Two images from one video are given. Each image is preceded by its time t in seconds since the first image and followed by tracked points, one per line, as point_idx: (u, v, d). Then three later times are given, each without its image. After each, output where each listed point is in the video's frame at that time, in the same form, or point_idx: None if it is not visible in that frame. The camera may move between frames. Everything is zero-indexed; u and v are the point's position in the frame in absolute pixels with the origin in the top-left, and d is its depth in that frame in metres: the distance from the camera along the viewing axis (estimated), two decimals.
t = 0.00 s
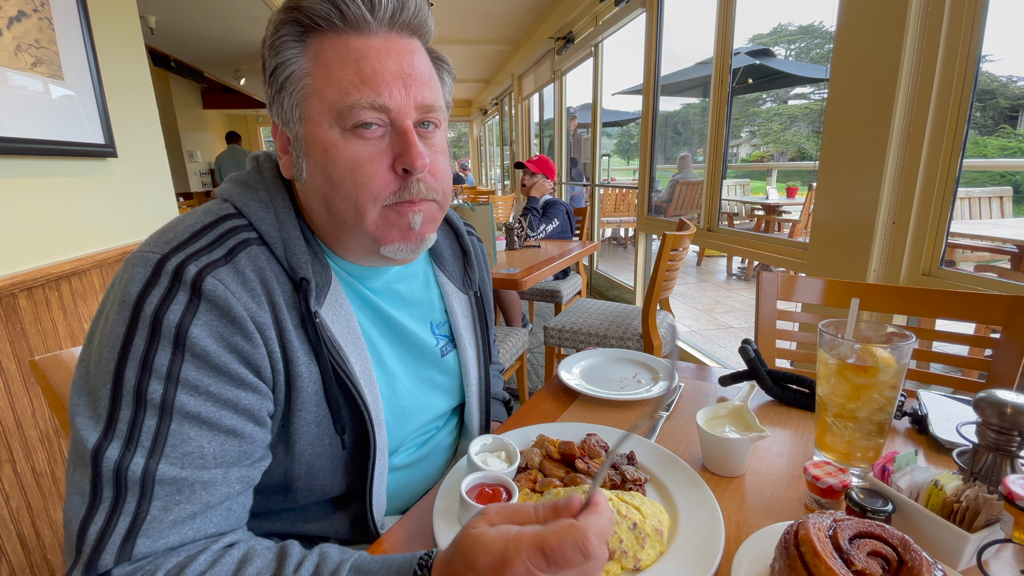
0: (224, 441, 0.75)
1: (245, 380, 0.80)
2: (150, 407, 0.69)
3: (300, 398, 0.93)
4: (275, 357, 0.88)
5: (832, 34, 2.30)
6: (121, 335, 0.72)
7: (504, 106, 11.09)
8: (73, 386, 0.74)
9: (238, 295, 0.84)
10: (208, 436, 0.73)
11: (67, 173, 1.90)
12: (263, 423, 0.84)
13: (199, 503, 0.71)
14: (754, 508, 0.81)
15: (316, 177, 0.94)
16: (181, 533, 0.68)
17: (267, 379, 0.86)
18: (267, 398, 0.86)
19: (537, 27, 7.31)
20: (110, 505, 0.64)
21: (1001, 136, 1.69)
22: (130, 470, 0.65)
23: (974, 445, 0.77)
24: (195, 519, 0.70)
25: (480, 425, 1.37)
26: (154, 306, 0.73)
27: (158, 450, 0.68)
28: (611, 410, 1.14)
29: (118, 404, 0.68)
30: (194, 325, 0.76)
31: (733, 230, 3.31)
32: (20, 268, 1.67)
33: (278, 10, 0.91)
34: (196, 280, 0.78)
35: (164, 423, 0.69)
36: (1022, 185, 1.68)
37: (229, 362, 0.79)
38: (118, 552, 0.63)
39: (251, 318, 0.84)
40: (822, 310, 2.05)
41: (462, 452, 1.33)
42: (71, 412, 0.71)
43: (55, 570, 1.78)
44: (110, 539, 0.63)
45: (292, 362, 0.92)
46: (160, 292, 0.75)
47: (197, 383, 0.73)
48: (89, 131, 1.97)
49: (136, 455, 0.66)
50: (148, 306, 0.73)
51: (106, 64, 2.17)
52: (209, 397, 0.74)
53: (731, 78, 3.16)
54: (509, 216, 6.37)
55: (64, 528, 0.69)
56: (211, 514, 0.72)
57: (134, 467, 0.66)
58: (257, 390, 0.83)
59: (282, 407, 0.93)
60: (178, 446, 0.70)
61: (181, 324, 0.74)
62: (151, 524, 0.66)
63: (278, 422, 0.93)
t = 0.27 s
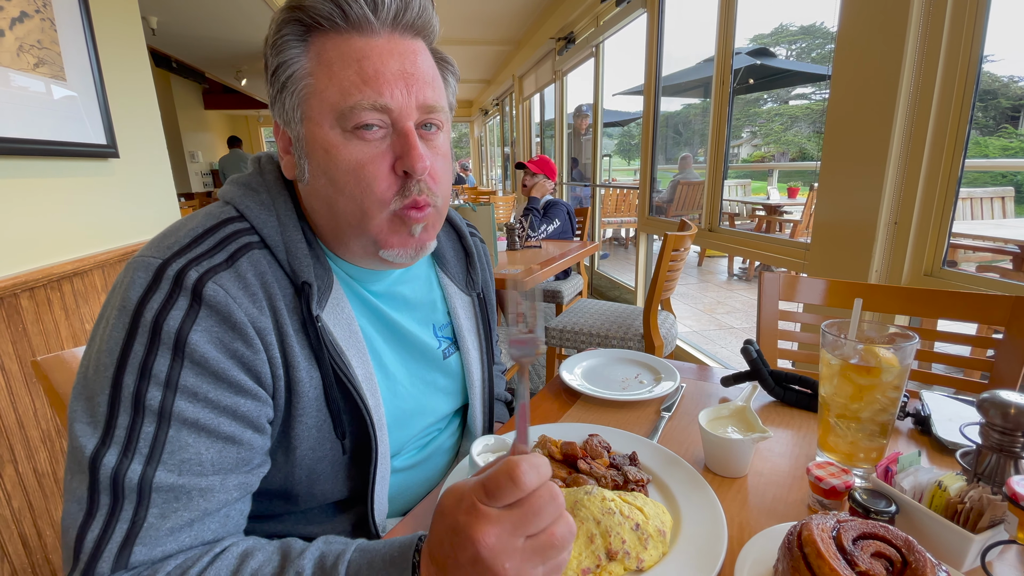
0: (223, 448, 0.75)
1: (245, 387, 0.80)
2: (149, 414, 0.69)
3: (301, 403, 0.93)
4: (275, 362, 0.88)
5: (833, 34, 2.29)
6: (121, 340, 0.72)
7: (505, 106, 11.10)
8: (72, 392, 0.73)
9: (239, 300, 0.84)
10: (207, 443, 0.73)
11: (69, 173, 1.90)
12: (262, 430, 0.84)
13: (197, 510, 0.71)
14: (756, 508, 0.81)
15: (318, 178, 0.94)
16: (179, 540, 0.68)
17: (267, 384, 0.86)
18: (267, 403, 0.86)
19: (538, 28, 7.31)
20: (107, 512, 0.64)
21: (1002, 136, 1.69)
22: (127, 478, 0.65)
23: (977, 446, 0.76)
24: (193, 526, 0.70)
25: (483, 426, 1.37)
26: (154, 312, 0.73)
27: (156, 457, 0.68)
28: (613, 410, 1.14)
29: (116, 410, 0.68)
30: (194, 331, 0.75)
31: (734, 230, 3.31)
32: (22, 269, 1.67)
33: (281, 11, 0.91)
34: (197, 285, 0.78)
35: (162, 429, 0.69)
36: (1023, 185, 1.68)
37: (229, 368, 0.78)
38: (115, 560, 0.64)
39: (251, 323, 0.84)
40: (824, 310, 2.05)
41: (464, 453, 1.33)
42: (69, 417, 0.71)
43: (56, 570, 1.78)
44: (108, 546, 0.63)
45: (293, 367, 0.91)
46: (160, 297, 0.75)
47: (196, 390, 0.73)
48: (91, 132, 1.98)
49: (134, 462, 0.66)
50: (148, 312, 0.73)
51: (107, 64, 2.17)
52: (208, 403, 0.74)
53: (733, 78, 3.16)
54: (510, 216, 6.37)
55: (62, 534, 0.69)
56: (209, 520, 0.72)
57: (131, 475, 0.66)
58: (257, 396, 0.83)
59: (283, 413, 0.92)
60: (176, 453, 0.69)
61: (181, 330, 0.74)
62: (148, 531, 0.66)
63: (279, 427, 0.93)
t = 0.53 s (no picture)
0: (224, 448, 0.75)
1: (245, 388, 0.80)
2: (151, 414, 0.69)
3: (302, 404, 0.93)
4: (277, 362, 0.88)
5: (834, 35, 2.30)
6: (123, 341, 0.72)
7: (506, 106, 11.11)
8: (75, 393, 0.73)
9: (241, 301, 0.84)
10: (208, 443, 0.73)
11: (70, 174, 1.90)
12: (263, 431, 0.84)
13: (197, 511, 0.71)
14: (757, 509, 0.81)
15: (311, 169, 0.94)
16: (179, 540, 0.68)
17: (268, 385, 0.86)
18: (269, 404, 0.86)
19: (539, 28, 7.32)
20: (108, 512, 0.64)
21: (1003, 136, 1.69)
22: (128, 477, 0.65)
23: (978, 446, 0.76)
24: (194, 526, 0.70)
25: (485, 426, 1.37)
26: (157, 312, 0.74)
27: (157, 457, 0.68)
28: (614, 410, 1.14)
29: (118, 410, 0.69)
30: (196, 332, 0.76)
31: (735, 231, 3.31)
32: (24, 269, 1.68)
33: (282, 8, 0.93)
34: (200, 286, 0.78)
35: (163, 430, 0.69)
36: None
37: (230, 369, 0.79)
38: (114, 560, 0.64)
39: (253, 325, 0.85)
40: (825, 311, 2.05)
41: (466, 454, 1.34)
42: (71, 417, 0.71)
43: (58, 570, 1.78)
44: (107, 546, 0.63)
45: (294, 369, 0.92)
46: (163, 298, 0.75)
47: (197, 390, 0.73)
48: (92, 132, 1.98)
49: (135, 462, 0.66)
50: (151, 312, 0.73)
51: (109, 64, 2.17)
52: (210, 404, 0.74)
53: (734, 79, 3.16)
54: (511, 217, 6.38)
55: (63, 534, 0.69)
56: (209, 520, 0.72)
57: (132, 474, 0.66)
58: (258, 397, 0.83)
59: (284, 414, 0.92)
60: (177, 453, 0.70)
61: (183, 330, 0.74)
62: (148, 532, 0.66)
63: (280, 428, 0.93)
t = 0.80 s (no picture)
0: (225, 448, 0.75)
1: (247, 389, 0.80)
2: (152, 414, 0.69)
3: (303, 406, 0.93)
4: (278, 364, 0.88)
5: (835, 35, 2.30)
6: (124, 340, 0.73)
7: (506, 107, 11.12)
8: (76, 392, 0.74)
9: (242, 302, 0.84)
10: (209, 443, 0.73)
11: (71, 174, 1.90)
12: (264, 432, 0.84)
13: (197, 511, 0.71)
14: (757, 509, 0.81)
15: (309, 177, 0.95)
16: (179, 540, 0.68)
17: (269, 386, 0.86)
18: (269, 406, 0.86)
19: (539, 29, 7.32)
20: (108, 512, 0.64)
21: (1004, 137, 1.69)
22: (129, 477, 0.65)
23: (978, 447, 0.76)
24: (193, 526, 0.70)
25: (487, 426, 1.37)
26: (159, 311, 0.74)
27: (158, 457, 0.68)
28: (614, 411, 1.14)
29: (119, 409, 0.69)
30: (197, 332, 0.76)
31: (735, 232, 3.31)
32: (25, 268, 1.68)
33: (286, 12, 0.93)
34: (201, 287, 0.78)
35: (164, 430, 0.69)
36: None
37: (231, 369, 0.79)
38: (113, 561, 0.64)
39: (254, 326, 0.85)
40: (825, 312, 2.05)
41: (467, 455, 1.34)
42: (71, 417, 0.71)
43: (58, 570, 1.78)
44: (107, 547, 0.63)
45: (295, 370, 0.92)
46: (164, 298, 0.75)
47: (198, 390, 0.73)
48: (93, 132, 1.98)
49: (136, 461, 0.67)
50: (152, 312, 0.74)
51: (110, 64, 2.18)
52: (211, 404, 0.75)
53: (734, 80, 3.17)
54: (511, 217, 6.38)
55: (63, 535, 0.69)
56: (209, 521, 0.72)
57: (133, 474, 0.66)
58: (259, 398, 0.83)
59: (285, 416, 0.92)
60: (178, 453, 0.70)
61: (184, 330, 0.74)
62: (148, 531, 0.66)
63: (281, 430, 0.93)
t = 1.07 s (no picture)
0: (225, 448, 0.75)
1: (247, 388, 0.80)
2: (153, 413, 0.69)
3: (304, 405, 0.93)
4: (279, 363, 0.88)
5: (835, 36, 2.30)
6: (126, 339, 0.73)
7: (507, 107, 11.12)
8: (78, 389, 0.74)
9: (244, 301, 0.84)
10: (209, 443, 0.73)
11: (71, 174, 1.90)
12: (264, 432, 0.84)
13: (196, 511, 0.71)
14: (757, 510, 0.81)
15: (310, 174, 0.95)
16: (177, 540, 0.68)
17: (270, 385, 0.86)
18: (270, 405, 0.86)
19: (539, 30, 7.32)
20: (107, 511, 0.64)
21: (1004, 138, 1.69)
22: (129, 476, 0.65)
23: (978, 448, 0.77)
24: (192, 527, 0.70)
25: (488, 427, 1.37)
26: (160, 310, 0.74)
27: (158, 456, 0.68)
28: (614, 411, 1.15)
29: (120, 408, 0.69)
30: (199, 331, 0.76)
31: (735, 232, 3.31)
32: (25, 269, 1.68)
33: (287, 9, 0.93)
34: (203, 286, 0.78)
35: (165, 429, 0.69)
36: None
37: (232, 368, 0.79)
38: (112, 560, 0.64)
39: (256, 325, 0.85)
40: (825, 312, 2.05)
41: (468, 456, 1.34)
42: (72, 415, 0.71)
43: (58, 570, 1.78)
44: (106, 546, 0.63)
45: (296, 370, 0.92)
46: (166, 297, 0.75)
47: (199, 389, 0.73)
48: (93, 132, 1.98)
49: (136, 460, 0.67)
50: (154, 311, 0.74)
51: (110, 64, 2.18)
52: (211, 403, 0.75)
53: (734, 81, 3.17)
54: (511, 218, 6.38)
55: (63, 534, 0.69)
56: (208, 521, 0.72)
57: (133, 473, 0.66)
58: (260, 397, 0.83)
59: (286, 415, 0.92)
60: (178, 453, 0.70)
61: (186, 329, 0.74)
62: (147, 531, 0.66)
63: (282, 430, 0.93)
